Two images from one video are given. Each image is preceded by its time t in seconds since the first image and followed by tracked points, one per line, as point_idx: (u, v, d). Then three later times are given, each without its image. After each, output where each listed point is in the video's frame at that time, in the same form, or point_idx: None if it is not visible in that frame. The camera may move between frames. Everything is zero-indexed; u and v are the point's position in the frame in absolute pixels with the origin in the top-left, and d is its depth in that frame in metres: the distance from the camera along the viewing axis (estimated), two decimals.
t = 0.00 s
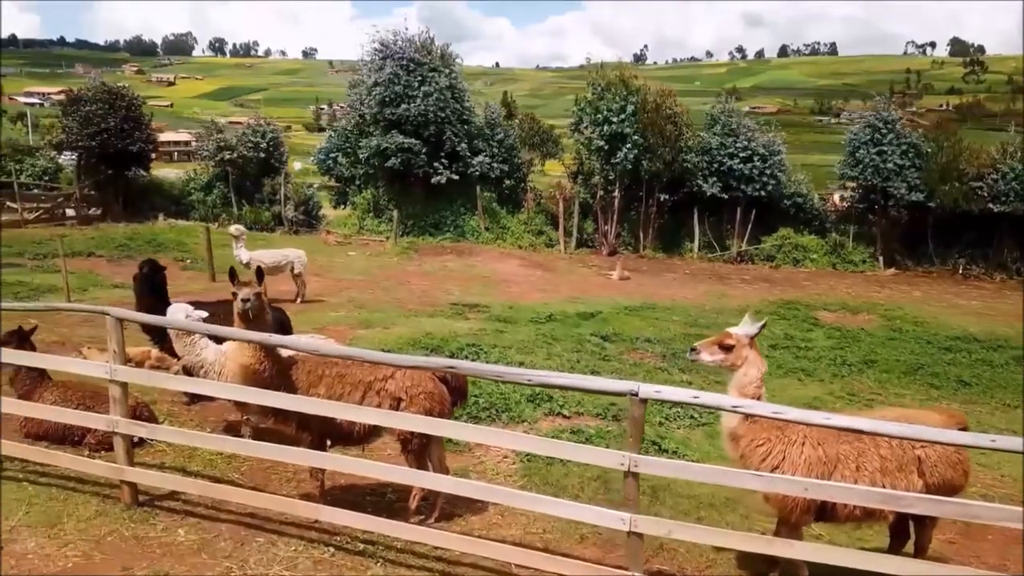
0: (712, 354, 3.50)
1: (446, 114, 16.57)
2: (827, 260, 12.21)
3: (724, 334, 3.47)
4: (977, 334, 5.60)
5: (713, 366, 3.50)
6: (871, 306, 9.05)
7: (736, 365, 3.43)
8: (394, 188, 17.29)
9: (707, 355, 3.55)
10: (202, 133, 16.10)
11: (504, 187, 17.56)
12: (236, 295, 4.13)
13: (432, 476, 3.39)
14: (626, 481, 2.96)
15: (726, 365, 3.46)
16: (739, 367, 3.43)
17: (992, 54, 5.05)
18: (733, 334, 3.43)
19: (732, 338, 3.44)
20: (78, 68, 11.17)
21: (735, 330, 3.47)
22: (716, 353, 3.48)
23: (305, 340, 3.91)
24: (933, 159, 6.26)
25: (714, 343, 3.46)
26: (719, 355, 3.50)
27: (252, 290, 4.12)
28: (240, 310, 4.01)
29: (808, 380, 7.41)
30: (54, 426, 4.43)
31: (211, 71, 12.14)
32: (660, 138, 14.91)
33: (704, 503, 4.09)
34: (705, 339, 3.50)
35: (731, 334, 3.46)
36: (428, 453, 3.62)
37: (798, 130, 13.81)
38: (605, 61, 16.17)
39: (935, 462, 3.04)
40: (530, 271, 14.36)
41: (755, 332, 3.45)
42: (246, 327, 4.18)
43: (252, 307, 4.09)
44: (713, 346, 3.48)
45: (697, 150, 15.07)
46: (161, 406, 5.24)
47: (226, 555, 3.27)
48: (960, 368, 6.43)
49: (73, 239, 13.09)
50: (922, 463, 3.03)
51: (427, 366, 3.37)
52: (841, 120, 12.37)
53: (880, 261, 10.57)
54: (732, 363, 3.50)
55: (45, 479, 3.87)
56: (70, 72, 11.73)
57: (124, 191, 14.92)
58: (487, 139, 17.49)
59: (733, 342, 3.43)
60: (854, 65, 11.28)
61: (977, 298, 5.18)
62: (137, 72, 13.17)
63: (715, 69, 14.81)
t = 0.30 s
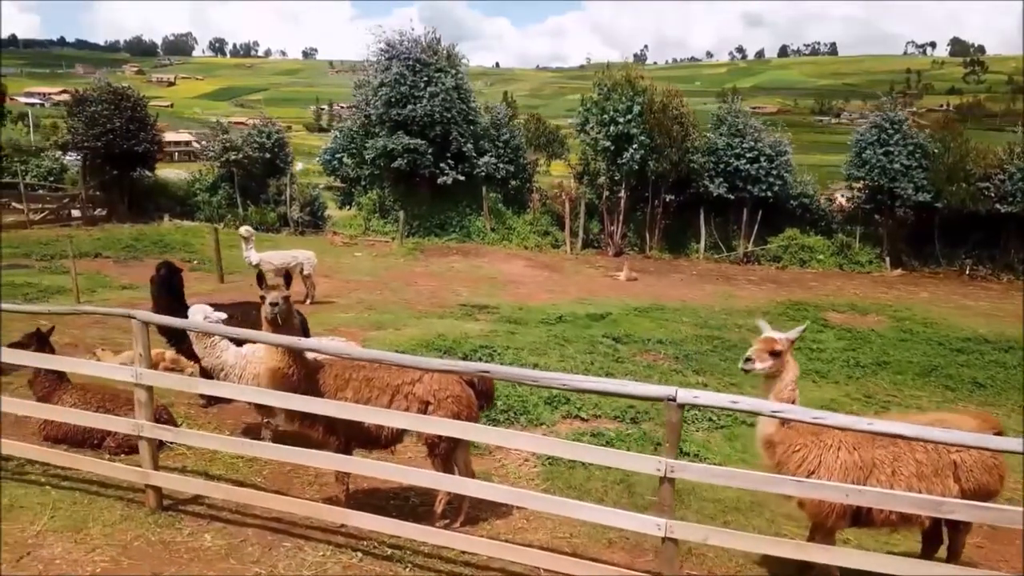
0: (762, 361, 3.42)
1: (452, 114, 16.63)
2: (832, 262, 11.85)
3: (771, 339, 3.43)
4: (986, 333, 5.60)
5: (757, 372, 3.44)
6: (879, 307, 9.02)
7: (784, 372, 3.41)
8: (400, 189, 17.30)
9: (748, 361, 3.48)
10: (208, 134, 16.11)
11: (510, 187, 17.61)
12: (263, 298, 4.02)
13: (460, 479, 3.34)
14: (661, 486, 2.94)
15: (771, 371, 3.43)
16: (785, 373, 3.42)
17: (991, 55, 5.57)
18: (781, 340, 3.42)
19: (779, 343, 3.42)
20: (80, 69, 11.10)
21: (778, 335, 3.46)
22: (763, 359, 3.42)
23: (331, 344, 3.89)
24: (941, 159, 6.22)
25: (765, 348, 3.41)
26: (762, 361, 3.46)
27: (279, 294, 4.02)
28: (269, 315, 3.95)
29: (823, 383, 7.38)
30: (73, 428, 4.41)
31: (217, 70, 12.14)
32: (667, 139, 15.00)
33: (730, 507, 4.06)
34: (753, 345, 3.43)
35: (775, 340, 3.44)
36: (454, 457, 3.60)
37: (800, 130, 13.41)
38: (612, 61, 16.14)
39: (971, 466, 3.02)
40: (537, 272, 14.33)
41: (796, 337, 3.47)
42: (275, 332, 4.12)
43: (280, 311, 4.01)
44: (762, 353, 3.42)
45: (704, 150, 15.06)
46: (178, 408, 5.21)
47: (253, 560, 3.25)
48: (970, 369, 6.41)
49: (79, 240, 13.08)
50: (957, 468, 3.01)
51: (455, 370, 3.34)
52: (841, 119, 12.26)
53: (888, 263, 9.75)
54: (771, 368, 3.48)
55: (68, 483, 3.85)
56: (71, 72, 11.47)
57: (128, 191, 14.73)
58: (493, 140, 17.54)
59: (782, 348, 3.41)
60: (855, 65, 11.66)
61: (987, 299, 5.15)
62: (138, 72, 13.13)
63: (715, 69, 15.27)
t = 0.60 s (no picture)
0: (801, 362, 3.41)
1: (456, 115, 16.43)
2: (838, 262, 12.08)
3: (806, 342, 3.45)
4: (993, 332, 5.60)
5: (795, 375, 3.41)
6: (888, 308, 9.01)
7: (820, 375, 3.42)
8: (405, 190, 17.34)
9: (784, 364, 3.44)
10: (213, 135, 16.29)
11: (515, 188, 17.58)
12: (286, 303, 4.00)
13: (483, 483, 3.31)
14: (689, 490, 2.93)
15: (809, 373, 3.41)
16: (819, 376, 3.43)
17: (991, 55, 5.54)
18: (817, 342, 3.45)
19: (815, 345, 3.45)
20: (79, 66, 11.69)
21: (809, 338, 3.49)
22: (802, 362, 3.41)
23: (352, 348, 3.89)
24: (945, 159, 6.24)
25: (805, 349, 3.40)
26: (797, 363, 3.44)
27: (302, 299, 3.99)
28: (291, 320, 3.95)
29: (835, 384, 7.37)
30: (91, 432, 4.40)
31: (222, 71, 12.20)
32: (672, 139, 14.91)
33: (751, 510, 4.04)
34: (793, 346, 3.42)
35: (809, 342, 3.46)
36: (476, 462, 3.59)
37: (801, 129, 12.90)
38: (616, 62, 16.17)
39: (998, 470, 2.98)
40: (542, 273, 14.35)
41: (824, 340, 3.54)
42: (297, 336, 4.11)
43: (303, 316, 4.00)
44: (801, 354, 3.41)
45: (709, 151, 15.01)
46: (193, 412, 5.21)
47: (276, 565, 3.23)
48: (978, 370, 6.42)
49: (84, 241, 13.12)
50: (984, 471, 2.98)
51: (479, 374, 3.33)
52: (846, 120, 12.19)
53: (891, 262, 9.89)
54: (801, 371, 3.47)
55: (88, 487, 3.84)
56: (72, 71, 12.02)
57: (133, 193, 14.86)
58: (498, 141, 17.51)
59: (817, 350, 3.44)
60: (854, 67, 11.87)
61: (993, 299, 5.14)
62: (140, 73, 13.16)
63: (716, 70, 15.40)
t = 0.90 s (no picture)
0: (811, 355, 3.33)
1: (457, 115, 16.45)
2: (839, 262, 12.08)
3: (815, 336, 3.40)
4: (993, 332, 5.59)
5: (808, 368, 3.32)
6: (888, 308, 9.01)
7: (827, 370, 3.36)
8: (406, 190, 17.33)
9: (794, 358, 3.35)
10: (213, 135, 16.05)
11: (515, 188, 17.59)
12: (287, 304, 4.01)
13: (485, 482, 3.32)
14: (691, 489, 2.94)
15: (817, 368, 3.34)
16: (824, 371, 3.38)
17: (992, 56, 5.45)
18: (824, 337, 3.41)
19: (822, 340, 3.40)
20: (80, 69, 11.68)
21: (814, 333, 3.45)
22: (813, 355, 3.34)
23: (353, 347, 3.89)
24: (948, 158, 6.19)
25: (816, 342, 3.34)
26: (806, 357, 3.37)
27: (302, 299, 4.01)
28: (293, 319, 3.96)
29: (836, 384, 7.37)
30: (93, 432, 4.41)
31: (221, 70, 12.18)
32: (672, 138, 14.81)
33: (751, 509, 4.05)
34: (806, 337, 3.35)
35: (816, 337, 3.41)
36: (478, 461, 3.60)
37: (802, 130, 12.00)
38: (616, 62, 16.20)
39: (998, 469, 2.94)
40: (542, 273, 14.35)
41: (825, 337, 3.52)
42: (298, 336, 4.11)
43: (303, 316, 4.01)
44: (814, 347, 3.34)
45: (709, 151, 14.86)
46: (194, 411, 5.21)
47: (279, 564, 3.24)
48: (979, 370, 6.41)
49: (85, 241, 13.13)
50: (986, 471, 2.96)
51: (481, 373, 3.33)
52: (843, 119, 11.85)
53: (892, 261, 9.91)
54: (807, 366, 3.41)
55: (89, 487, 3.84)
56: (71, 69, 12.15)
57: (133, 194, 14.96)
58: (498, 141, 17.51)
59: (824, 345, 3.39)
60: (854, 66, 11.86)
61: (994, 299, 5.13)
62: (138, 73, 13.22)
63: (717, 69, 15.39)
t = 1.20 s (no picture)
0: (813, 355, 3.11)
1: (456, 115, 16.44)
2: (838, 262, 11.97)
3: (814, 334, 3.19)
4: (988, 333, 5.61)
5: (809, 368, 3.10)
6: (886, 308, 9.04)
7: (825, 369, 3.16)
8: (405, 190, 17.29)
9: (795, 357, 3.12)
10: (212, 135, 16.24)
11: (514, 188, 17.58)
12: (282, 301, 4.01)
13: (480, 482, 3.32)
14: (685, 487, 2.94)
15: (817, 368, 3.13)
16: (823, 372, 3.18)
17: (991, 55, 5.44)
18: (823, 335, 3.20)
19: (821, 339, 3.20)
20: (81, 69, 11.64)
21: (812, 331, 3.25)
22: (815, 354, 3.13)
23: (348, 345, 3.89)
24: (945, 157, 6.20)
25: (819, 341, 3.12)
26: (807, 356, 3.15)
27: (298, 295, 4.01)
28: (288, 316, 3.96)
29: (833, 384, 7.38)
30: (90, 431, 4.42)
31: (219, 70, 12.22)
32: (671, 139, 15.08)
33: (746, 509, 4.04)
34: (808, 335, 3.12)
35: (815, 335, 3.20)
36: (473, 460, 3.60)
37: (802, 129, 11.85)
38: (616, 62, 16.24)
39: (991, 468, 2.95)
40: (541, 273, 14.37)
41: (823, 335, 3.33)
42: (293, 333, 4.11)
43: (299, 312, 4.01)
44: (815, 346, 3.12)
45: (707, 152, 14.56)
46: (191, 411, 5.21)
47: (274, 563, 3.24)
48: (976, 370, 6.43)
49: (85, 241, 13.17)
50: (979, 470, 2.96)
51: (477, 372, 3.33)
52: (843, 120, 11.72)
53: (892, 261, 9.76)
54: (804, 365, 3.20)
55: (86, 486, 3.85)
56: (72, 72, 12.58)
57: (132, 193, 15.12)
58: (497, 141, 17.53)
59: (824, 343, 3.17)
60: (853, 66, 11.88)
61: (992, 299, 5.13)
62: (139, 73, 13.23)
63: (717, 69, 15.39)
